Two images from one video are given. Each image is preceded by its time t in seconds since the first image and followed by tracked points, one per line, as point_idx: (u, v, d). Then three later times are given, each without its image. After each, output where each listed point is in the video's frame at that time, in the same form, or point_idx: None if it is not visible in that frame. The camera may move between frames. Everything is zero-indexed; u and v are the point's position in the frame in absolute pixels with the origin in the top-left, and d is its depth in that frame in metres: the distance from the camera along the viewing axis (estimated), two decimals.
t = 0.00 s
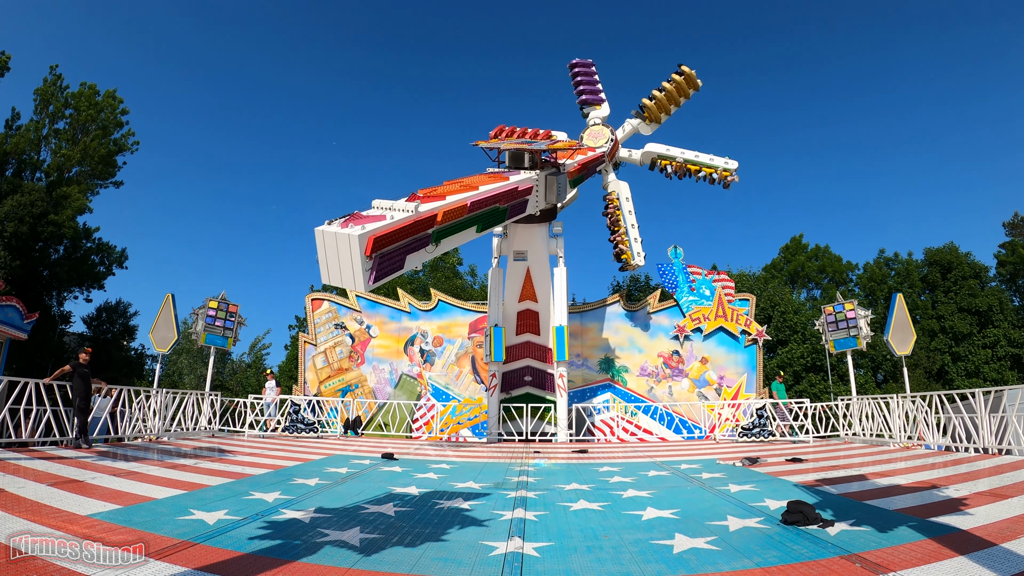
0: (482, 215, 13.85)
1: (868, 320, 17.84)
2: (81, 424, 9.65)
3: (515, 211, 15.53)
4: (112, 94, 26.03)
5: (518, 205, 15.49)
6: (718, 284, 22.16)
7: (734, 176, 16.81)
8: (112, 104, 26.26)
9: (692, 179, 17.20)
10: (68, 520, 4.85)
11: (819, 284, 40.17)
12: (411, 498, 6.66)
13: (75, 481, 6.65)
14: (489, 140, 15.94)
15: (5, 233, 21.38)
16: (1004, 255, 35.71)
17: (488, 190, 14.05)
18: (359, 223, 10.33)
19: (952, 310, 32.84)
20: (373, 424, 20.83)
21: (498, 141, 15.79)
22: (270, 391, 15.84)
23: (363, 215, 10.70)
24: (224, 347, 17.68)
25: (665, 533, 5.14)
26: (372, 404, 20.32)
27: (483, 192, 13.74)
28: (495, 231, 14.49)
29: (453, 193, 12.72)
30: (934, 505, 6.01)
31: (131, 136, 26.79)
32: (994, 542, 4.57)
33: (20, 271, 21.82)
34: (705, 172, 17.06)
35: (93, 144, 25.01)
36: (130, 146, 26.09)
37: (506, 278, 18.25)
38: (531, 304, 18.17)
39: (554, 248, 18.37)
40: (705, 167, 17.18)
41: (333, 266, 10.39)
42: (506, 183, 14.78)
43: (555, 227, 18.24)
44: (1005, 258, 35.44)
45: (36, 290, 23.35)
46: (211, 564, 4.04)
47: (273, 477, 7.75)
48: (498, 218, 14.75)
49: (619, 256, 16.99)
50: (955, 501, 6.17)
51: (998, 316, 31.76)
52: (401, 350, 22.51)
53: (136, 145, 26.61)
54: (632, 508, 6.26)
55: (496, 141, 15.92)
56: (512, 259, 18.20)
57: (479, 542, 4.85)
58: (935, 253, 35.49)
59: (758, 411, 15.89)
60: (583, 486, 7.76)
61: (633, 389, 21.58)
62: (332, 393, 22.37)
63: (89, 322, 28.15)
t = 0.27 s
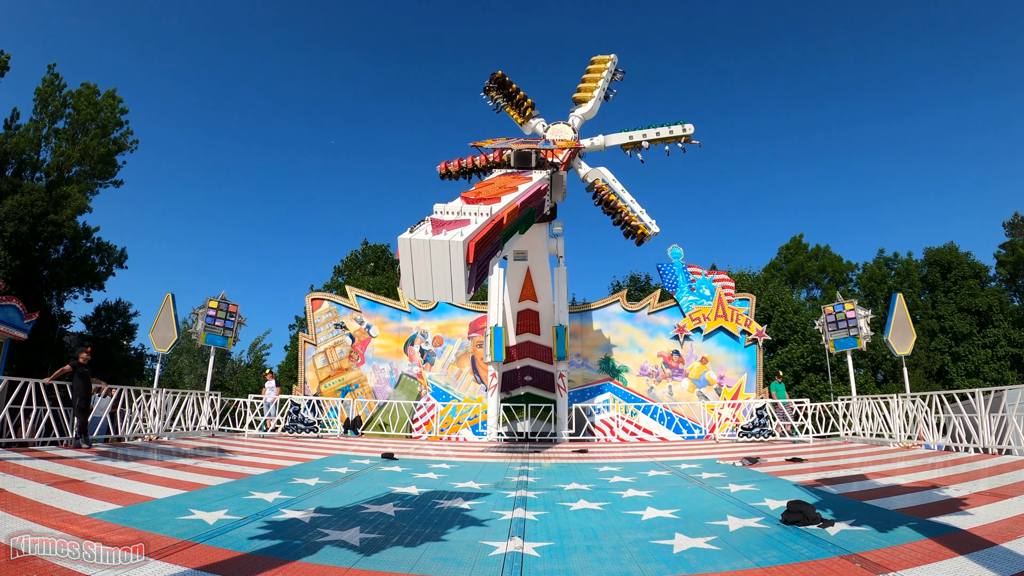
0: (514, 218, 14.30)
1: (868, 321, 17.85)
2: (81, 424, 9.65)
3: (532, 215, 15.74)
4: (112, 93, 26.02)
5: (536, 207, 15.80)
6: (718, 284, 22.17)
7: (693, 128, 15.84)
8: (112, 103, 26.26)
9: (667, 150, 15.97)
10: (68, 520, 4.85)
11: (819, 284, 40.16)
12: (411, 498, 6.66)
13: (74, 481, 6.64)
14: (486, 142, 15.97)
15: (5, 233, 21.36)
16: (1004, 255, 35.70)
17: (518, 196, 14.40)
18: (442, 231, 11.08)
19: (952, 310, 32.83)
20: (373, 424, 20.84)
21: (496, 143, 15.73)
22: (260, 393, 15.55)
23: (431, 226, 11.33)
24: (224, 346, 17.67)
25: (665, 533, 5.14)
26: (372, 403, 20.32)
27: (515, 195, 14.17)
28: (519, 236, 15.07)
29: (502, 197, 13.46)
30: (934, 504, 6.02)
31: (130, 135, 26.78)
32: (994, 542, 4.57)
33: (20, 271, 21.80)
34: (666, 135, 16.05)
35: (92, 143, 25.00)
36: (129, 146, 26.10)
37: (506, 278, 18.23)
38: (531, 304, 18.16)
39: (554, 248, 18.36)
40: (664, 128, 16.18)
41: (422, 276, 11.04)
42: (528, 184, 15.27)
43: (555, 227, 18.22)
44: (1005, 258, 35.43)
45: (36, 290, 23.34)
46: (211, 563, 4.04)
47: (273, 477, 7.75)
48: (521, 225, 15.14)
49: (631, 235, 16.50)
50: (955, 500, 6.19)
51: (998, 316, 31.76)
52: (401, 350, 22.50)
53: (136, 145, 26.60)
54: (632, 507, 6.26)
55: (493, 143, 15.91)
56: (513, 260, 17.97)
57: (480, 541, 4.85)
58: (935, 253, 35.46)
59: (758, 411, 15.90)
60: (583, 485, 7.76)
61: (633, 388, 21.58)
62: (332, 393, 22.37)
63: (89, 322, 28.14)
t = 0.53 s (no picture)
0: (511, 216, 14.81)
1: (867, 321, 17.86)
2: (81, 424, 9.65)
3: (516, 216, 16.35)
4: (111, 93, 26.03)
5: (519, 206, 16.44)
6: (718, 284, 22.18)
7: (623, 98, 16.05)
8: (111, 103, 26.26)
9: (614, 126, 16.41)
10: (68, 520, 4.85)
11: (818, 284, 40.15)
12: (411, 499, 6.65)
13: (74, 481, 6.64)
14: (484, 141, 15.76)
15: (5, 233, 21.37)
16: (1004, 255, 35.68)
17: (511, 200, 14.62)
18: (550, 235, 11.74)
19: (952, 310, 32.83)
20: (373, 424, 20.85)
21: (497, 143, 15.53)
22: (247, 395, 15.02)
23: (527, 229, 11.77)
24: (224, 347, 17.67)
25: (665, 533, 5.15)
26: (372, 404, 20.34)
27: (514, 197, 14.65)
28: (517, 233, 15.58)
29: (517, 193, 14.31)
30: (934, 505, 6.03)
31: (130, 135, 26.80)
32: (994, 542, 4.58)
33: (20, 271, 21.80)
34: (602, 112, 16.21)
35: (92, 143, 25.01)
36: (129, 145, 26.10)
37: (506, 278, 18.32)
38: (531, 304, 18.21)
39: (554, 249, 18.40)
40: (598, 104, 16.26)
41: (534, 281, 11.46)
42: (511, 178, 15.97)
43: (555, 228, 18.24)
44: (1005, 258, 35.44)
45: (36, 290, 23.34)
46: (211, 563, 4.04)
47: (272, 477, 7.75)
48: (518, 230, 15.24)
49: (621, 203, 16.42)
50: (955, 501, 6.19)
51: (998, 316, 31.79)
52: (401, 350, 22.51)
53: (136, 145, 26.61)
54: (632, 508, 6.26)
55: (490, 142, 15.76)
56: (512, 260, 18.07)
57: (479, 542, 4.86)
58: (935, 254, 35.42)
59: (758, 411, 15.90)
60: (583, 486, 7.76)
61: (633, 389, 21.58)
62: (332, 393, 22.37)
63: (88, 322, 28.14)
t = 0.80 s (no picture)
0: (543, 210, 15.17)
1: (867, 321, 17.87)
2: (81, 424, 9.66)
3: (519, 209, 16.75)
4: (111, 93, 26.02)
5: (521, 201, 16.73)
6: (718, 284, 22.17)
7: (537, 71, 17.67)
8: (111, 103, 26.24)
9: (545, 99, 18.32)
10: (68, 520, 4.85)
11: (818, 284, 40.15)
12: (411, 498, 6.65)
13: (74, 481, 6.64)
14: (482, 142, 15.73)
15: (5, 233, 21.36)
16: (1003, 255, 35.67)
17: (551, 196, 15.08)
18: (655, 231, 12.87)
19: (952, 311, 32.83)
20: (373, 424, 20.84)
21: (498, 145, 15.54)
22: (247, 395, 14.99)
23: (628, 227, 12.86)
24: (224, 346, 17.67)
25: (665, 533, 5.16)
26: (372, 404, 20.33)
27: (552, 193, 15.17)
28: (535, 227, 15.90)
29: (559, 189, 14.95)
30: (934, 504, 6.03)
31: (130, 134, 26.79)
32: (994, 542, 4.58)
33: (20, 271, 21.78)
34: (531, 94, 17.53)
35: (92, 143, 25.01)
36: (129, 145, 26.09)
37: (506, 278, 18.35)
38: (531, 305, 18.21)
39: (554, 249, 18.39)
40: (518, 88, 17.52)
41: (648, 276, 12.42)
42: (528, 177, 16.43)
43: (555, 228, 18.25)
44: (1005, 258, 35.43)
45: (35, 290, 23.33)
46: (211, 563, 4.04)
47: (272, 477, 7.75)
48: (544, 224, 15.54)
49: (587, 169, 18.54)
50: (955, 501, 6.20)
51: (998, 316, 31.79)
52: (401, 350, 22.50)
53: (136, 144, 26.61)
54: (632, 508, 6.27)
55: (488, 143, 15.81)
56: (513, 260, 18.24)
57: (480, 542, 4.86)
58: (935, 254, 35.39)
59: (758, 411, 15.90)
60: (582, 486, 7.76)
61: (632, 389, 21.57)
62: (332, 393, 22.37)
63: (88, 322, 28.13)
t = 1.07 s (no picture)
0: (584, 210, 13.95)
1: (867, 321, 17.86)
2: (81, 425, 9.65)
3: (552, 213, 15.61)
4: (111, 93, 26.02)
5: (547, 204, 15.71)
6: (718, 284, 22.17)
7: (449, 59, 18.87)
8: (111, 103, 26.23)
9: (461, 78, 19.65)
10: (68, 520, 4.84)
11: (818, 284, 40.14)
12: (411, 499, 6.65)
13: (75, 481, 6.65)
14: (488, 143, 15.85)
15: (5, 233, 21.36)
16: (1004, 255, 35.64)
17: (593, 194, 13.91)
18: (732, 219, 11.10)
19: (952, 311, 32.81)
20: (373, 424, 20.86)
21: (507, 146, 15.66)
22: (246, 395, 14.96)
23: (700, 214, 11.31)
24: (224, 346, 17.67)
25: (665, 533, 5.16)
26: (372, 404, 20.33)
27: (591, 191, 14.05)
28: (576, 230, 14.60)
29: (596, 186, 13.90)
30: (934, 504, 6.03)
31: (130, 135, 26.79)
32: (994, 542, 4.57)
33: (20, 271, 21.75)
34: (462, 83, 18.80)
35: (92, 143, 25.01)
36: (130, 145, 26.10)
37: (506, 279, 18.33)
38: (531, 305, 18.20)
39: (554, 249, 18.37)
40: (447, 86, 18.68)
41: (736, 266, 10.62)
42: (549, 177, 15.53)
43: (555, 228, 18.24)
44: (1005, 258, 35.41)
45: (36, 290, 23.32)
46: (211, 564, 4.04)
47: (272, 477, 7.75)
48: (587, 227, 14.32)
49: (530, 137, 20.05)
50: (955, 501, 6.20)
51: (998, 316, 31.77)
52: (401, 350, 22.51)
53: (136, 145, 26.61)
54: (632, 508, 6.27)
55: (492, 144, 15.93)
56: (513, 260, 18.24)
57: (479, 542, 4.86)
58: (936, 254, 35.35)
59: (758, 411, 15.91)
60: (583, 486, 7.77)
61: (632, 389, 21.58)
62: (332, 393, 22.37)
63: (88, 322, 28.12)
